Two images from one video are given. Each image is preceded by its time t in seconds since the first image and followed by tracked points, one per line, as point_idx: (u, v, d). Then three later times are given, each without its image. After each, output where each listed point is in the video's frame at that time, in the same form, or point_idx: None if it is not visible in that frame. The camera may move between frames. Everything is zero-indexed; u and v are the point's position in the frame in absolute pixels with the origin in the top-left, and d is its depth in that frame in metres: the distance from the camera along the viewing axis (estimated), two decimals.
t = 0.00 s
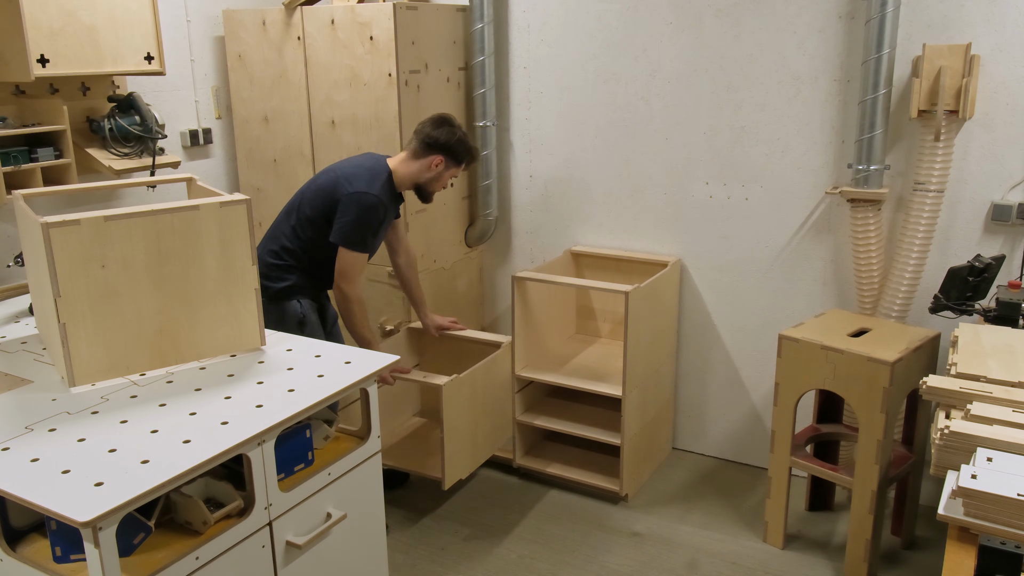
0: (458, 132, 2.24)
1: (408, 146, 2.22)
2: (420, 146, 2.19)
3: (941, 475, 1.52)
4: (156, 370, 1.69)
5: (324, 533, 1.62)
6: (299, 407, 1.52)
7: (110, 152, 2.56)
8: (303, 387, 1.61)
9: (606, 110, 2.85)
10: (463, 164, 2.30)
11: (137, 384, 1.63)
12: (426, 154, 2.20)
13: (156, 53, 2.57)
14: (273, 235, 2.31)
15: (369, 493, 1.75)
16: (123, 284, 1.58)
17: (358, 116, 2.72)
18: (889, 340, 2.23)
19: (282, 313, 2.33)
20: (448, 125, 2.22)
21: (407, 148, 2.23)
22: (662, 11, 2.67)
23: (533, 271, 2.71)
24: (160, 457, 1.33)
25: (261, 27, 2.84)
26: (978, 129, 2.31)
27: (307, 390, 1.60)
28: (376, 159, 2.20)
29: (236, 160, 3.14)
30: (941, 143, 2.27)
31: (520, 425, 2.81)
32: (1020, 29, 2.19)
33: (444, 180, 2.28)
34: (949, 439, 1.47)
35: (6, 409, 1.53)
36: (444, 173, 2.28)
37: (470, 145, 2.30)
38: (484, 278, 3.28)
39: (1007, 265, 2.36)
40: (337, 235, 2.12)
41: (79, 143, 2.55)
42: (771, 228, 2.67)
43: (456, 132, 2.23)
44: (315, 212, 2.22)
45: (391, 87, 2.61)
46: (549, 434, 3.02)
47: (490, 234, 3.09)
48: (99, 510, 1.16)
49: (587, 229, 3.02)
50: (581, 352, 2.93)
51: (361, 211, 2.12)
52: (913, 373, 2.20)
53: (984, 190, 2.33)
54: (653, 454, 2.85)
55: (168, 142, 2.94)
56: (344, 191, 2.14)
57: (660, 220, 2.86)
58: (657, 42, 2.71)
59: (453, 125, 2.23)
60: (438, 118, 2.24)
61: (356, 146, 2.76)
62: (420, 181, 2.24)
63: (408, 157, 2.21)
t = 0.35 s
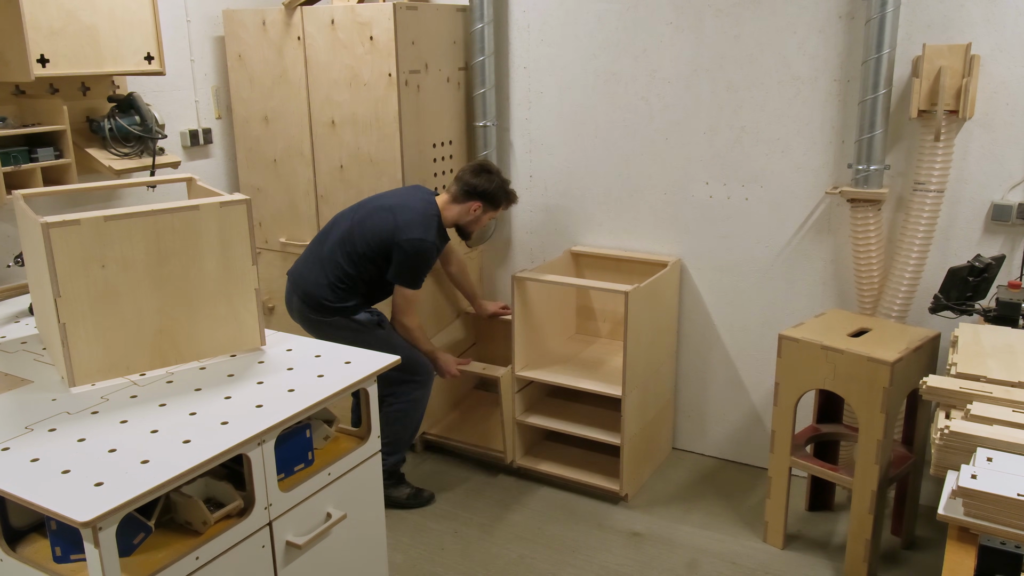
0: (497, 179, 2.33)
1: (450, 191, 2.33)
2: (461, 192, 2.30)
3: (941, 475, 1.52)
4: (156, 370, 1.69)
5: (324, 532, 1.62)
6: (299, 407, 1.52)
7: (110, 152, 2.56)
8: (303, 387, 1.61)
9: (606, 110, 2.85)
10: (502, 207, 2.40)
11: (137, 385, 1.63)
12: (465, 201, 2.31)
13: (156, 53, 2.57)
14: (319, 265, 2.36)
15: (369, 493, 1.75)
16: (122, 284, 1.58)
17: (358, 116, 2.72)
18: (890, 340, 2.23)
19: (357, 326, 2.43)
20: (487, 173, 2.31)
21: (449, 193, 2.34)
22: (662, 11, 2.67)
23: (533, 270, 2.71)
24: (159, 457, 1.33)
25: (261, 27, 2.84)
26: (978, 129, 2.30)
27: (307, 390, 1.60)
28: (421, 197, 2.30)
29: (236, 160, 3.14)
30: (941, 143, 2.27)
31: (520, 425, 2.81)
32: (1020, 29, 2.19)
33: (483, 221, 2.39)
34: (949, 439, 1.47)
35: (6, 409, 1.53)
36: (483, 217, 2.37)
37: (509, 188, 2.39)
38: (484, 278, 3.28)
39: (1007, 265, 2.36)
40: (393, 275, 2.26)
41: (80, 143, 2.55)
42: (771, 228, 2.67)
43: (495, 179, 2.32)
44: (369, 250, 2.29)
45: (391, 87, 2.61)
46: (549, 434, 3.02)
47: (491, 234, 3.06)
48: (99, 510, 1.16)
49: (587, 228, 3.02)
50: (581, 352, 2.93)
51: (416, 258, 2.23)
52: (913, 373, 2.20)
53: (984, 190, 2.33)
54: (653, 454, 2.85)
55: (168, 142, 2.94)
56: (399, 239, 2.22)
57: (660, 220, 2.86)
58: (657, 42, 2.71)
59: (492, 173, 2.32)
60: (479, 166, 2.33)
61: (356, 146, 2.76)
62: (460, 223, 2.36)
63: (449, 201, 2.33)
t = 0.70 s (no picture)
0: (522, 178, 2.35)
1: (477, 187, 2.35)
2: (489, 190, 2.32)
3: (941, 475, 1.52)
4: (156, 370, 1.69)
5: (324, 532, 1.62)
6: (299, 407, 1.52)
7: (110, 152, 2.56)
8: (303, 387, 1.61)
9: (606, 110, 2.85)
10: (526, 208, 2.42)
11: (137, 385, 1.63)
12: (491, 197, 2.33)
13: (156, 53, 2.57)
14: (344, 251, 2.37)
15: (368, 493, 1.75)
16: (122, 284, 1.58)
17: (358, 116, 2.72)
18: (890, 340, 2.23)
19: (367, 314, 2.38)
20: (513, 171, 2.34)
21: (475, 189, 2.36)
22: (662, 11, 2.67)
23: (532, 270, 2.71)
24: (160, 457, 1.33)
25: (261, 27, 2.84)
26: (978, 129, 2.31)
27: (307, 390, 1.60)
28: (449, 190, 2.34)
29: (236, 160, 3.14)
30: (941, 143, 2.27)
31: (520, 425, 2.81)
32: (1019, 29, 2.19)
33: (507, 221, 2.41)
34: (949, 439, 1.47)
35: (5, 409, 1.53)
36: (507, 216, 2.39)
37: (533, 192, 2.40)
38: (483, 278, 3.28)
39: (1007, 265, 2.36)
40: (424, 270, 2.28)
41: (80, 143, 2.55)
42: (772, 228, 2.67)
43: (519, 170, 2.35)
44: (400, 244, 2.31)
45: (391, 87, 2.61)
46: (549, 434, 3.02)
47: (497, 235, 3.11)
48: (99, 510, 1.16)
49: (587, 228, 3.02)
50: (579, 351, 2.93)
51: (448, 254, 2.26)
52: (913, 373, 2.20)
53: (984, 190, 2.33)
54: (652, 454, 2.85)
55: (168, 142, 2.94)
56: (431, 234, 2.25)
57: (659, 220, 2.86)
58: (657, 41, 2.71)
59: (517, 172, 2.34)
60: (505, 165, 2.35)
61: (356, 146, 2.76)
62: (486, 220, 2.38)
63: (476, 197, 2.36)
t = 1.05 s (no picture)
0: (534, 179, 2.41)
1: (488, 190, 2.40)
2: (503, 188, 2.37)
3: (941, 475, 1.52)
4: (156, 370, 1.69)
5: (324, 532, 1.62)
6: (300, 407, 1.52)
7: (111, 152, 2.56)
8: (304, 387, 1.61)
9: (607, 110, 2.85)
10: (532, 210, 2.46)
11: (137, 384, 1.63)
12: (505, 196, 2.37)
13: (157, 52, 2.57)
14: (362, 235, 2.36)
15: (368, 493, 1.75)
16: (122, 283, 1.58)
17: (358, 116, 2.72)
18: (890, 340, 2.23)
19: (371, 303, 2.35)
20: (522, 172, 2.39)
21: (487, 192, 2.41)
22: (662, 10, 2.67)
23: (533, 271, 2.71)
24: (160, 457, 1.33)
25: (261, 27, 2.84)
26: (978, 129, 2.30)
27: (307, 390, 1.60)
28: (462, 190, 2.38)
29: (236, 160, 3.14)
30: (941, 143, 2.27)
31: (520, 425, 2.81)
32: (1020, 29, 2.19)
33: (515, 222, 2.45)
34: (949, 439, 1.47)
35: (5, 409, 1.53)
36: (519, 217, 2.43)
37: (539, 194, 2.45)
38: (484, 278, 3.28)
39: (1007, 265, 2.36)
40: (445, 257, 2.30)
41: (80, 143, 2.55)
42: (772, 228, 2.67)
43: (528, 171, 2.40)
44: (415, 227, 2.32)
45: (391, 87, 2.61)
46: (549, 434, 3.02)
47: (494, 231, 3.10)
48: (99, 510, 1.16)
49: (587, 228, 3.01)
50: (578, 351, 2.93)
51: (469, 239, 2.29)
52: (913, 373, 2.20)
53: (984, 190, 2.33)
54: (653, 454, 2.85)
55: (168, 142, 2.94)
56: (452, 219, 2.28)
57: (659, 220, 2.86)
58: (657, 41, 2.71)
59: (525, 174, 2.39)
60: (514, 168, 2.40)
61: (356, 146, 2.76)
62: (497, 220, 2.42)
63: (490, 194, 2.39)
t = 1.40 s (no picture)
0: (531, 84, 2.21)
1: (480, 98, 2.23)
2: (490, 99, 2.19)
3: (941, 475, 1.52)
4: (156, 370, 1.69)
5: (324, 533, 1.62)
6: (299, 407, 1.52)
7: (110, 152, 2.56)
8: (303, 387, 1.61)
9: (607, 110, 2.85)
10: (538, 117, 2.28)
11: (137, 385, 1.63)
12: (495, 108, 2.20)
13: (156, 52, 2.57)
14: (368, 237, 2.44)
15: (368, 493, 1.75)
16: (123, 284, 1.58)
17: (358, 116, 2.72)
18: (890, 340, 2.23)
19: (382, 296, 2.36)
20: (520, 79, 2.19)
21: (479, 101, 2.24)
22: (662, 10, 2.67)
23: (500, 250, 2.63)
24: (160, 457, 1.33)
25: (261, 27, 2.84)
26: (978, 129, 2.31)
27: (307, 390, 1.60)
28: (450, 124, 2.26)
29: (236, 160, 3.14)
30: (941, 143, 2.27)
31: (520, 426, 2.81)
32: (1020, 29, 2.19)
33: (517, 132, 2.28)
34: (949, 439, 1.47)
35: (5, 409, 1.53)
36: (516, 127, 2.26)
37: (545, 97, 2.26)
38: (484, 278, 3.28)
39: (1007, 265, 2.36)
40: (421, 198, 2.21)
41: (80, 143, 2.55)
42: (771, 228, 2.67)
43: (526, 90, 2.19)
44: (411, 215, 2.34)
45: (391, 87, 2.61)
46: (549, 434, 3.02)
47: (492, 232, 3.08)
48: (99, 510, 1.16)
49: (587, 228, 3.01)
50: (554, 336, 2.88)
51: (449, 180, 2.21)
52: (913, 373, 2.20)
53: (984, 190, 2.33)
54: (652, 454, 2.85)
55: (168, 142, 2.94)
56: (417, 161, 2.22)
57: (658, 220, 2.86)
58: (657, 41, 2.71)
59: (524, 78, 2.20)
60: (511, 71, 2.21)
61: (356, 146, 2.75)
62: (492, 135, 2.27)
63: (480, 109, 2.23)
